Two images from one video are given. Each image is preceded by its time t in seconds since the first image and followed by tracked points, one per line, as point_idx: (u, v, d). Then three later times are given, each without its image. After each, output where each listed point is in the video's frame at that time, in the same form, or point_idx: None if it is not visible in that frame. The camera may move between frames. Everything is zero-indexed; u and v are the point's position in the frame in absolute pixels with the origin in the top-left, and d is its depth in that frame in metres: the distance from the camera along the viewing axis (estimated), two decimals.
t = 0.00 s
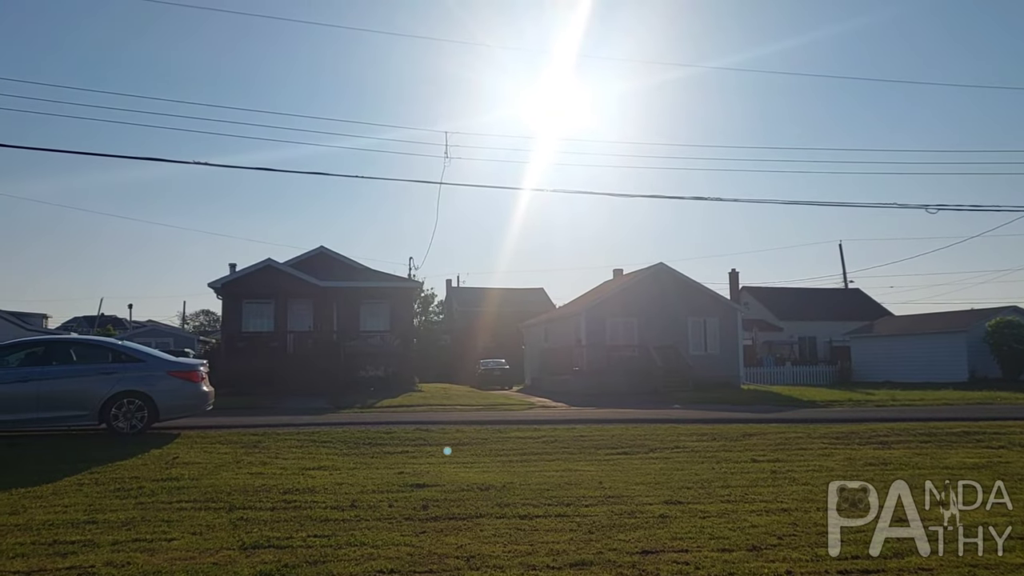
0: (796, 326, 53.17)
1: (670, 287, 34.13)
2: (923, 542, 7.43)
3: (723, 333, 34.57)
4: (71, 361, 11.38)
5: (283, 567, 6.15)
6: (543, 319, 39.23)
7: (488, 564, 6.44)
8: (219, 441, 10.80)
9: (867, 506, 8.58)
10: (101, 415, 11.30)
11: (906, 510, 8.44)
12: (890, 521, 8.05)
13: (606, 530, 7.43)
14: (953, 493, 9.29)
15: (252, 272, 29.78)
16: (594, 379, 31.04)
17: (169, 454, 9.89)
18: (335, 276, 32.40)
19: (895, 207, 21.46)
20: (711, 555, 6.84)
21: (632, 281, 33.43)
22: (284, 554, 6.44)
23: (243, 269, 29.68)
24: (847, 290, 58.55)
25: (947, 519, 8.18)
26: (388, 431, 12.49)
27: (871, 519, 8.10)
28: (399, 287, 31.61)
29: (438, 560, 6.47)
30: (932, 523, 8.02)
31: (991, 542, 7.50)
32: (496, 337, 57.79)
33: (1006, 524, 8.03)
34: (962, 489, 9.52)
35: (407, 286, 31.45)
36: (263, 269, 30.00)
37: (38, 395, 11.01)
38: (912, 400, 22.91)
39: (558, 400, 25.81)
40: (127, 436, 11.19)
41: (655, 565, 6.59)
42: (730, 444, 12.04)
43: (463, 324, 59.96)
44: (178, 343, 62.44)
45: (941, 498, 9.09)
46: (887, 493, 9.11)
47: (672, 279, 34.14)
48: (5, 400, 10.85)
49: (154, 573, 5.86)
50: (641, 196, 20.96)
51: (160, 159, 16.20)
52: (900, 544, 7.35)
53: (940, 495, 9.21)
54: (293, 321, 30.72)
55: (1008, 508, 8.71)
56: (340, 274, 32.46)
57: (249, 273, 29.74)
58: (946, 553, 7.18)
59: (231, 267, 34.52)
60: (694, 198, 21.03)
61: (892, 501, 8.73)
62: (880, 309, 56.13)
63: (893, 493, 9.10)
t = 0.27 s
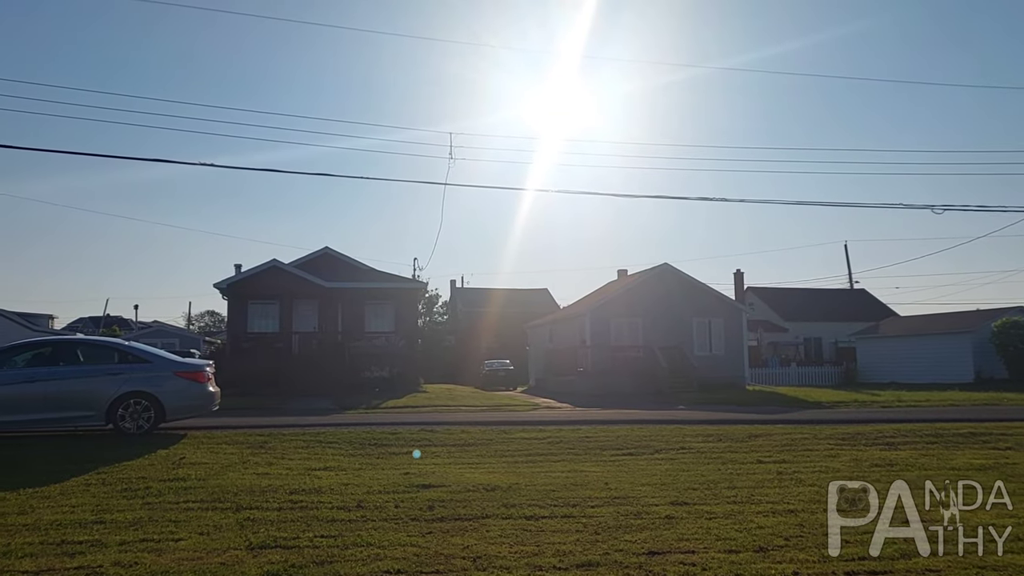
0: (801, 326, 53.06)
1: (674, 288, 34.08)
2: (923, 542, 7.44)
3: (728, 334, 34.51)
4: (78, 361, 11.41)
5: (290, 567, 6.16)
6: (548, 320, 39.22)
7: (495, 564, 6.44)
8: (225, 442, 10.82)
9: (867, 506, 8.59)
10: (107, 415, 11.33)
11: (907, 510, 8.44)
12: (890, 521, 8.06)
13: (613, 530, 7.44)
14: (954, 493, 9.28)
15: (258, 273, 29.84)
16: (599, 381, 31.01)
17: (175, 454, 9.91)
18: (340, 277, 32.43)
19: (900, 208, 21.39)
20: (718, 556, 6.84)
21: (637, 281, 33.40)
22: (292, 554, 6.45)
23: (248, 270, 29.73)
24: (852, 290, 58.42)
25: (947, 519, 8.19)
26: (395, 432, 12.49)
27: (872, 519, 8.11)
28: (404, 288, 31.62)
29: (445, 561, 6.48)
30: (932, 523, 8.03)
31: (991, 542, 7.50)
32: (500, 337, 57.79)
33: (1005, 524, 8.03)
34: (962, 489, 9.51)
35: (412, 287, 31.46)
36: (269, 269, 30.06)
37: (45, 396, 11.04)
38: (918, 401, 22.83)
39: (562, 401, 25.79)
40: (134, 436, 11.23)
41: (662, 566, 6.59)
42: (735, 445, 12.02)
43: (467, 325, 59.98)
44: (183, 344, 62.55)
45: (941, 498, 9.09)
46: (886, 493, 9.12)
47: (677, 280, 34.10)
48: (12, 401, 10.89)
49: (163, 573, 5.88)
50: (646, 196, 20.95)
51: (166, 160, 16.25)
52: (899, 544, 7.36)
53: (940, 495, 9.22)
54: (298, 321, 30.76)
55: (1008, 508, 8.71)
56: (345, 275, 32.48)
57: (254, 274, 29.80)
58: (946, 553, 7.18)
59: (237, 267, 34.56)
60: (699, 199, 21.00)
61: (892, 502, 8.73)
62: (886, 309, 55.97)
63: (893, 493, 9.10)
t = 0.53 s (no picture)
0: (819, 327, 52.72)
1: (690, 288, 33.95)
2: (923, 542, 7.38)
3: (744, 334, 34.35)
4: (99, 361, 11.55)
5: (309, 566, 6.20)
6: (563, 320, 39.21)
7: (512, 564, 6.45)
8: (244, 442, 10.91)
9: (868, 506, 8.54)
10: (128, 415, 11.45)
11: (907, 510, 8.39)
12: (890, 522, 8.01)
13: (630, 531, 7.43)
14: (954, 493, 9.22)
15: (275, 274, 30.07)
16: (615, 381, 30.98)
17: (195, 454, 10.00)
18: (356, 278, 32.56)
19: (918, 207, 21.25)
20: (736, 557, 6.81)
21: (652, 282, 33.33)
22: (311, 553, 6.49)
23: (266, 271, 29.96)
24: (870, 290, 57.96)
25: (948, 519, 8.13)
26: (413, 432, 12.52)
27: (873, 519, 8.06)
28: (419, 289, 31.69)
29: (462, 560, 6.50)
30: (933, 523, 7.97)
31: (991, 543, 7.45)
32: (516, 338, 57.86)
33: (1007, 524, 7.97)
34: (963, 489, 9.45)
35: (427, 287, 31.53)
36: (286, 270, 30.26)
37: (67, 396, 11.17)
38: (937, 402, 22.64)
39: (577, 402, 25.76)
40: (154, 436, 11.35)
41: (679, 566, 6.58)
42: (753, 446, 11.98)
43: (483, 326, 60.07)
44: (202, 344, 63.10)
45: (942, 498, 9.04)
46: (886, 493, 9.06)
47: (693, 280, 33.97)
48: (35, 400, 11.03)
49: (183, 572, 5.93)
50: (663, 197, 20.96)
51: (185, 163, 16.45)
52: (898, 544, 7.32)
53: (940, 494, 9.18)
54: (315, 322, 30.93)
55: (1009, 508, 8.64)
56: (361, 275, 32.61)
57: (271, 275, 30.03)
58: (946, 553, 7.13)
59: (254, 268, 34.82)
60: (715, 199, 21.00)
61: (893, 501, 8.68)
62: (905, 310, 55.51)
63: (893, 493, 9.05)
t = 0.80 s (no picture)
0: (850, 327, 52.04)
1: (718, 288, 33.67)
2: (924, 542, 7.37)
3: (773, 335, 34.03)
4: (133, 361, 11.74)
5: (339, 564, 6.25)
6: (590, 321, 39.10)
7: (541, 565, 6.46)
8: (274, 440, 11.02)
9: (868, 506, 8.54)
10: (161, 414, 11.62)
11: (905, 510, 8.39)
12: (890, 522, 8.01)
13: (658, 533, 7.39)
14: (953, 493, 9.22)
15: (304, 274, 30.35)
16: (642, 382, 30.84)
17: (227, 452, 10.12)
18: (384, 278, 32.74)
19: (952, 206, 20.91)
20: (766, 560, 6.76)
21: (679, 282, 33.11)
22: (341, 552, 6.55)
23: (295, 271, 30.25)
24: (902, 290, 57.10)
25: (948, 519, 8.13)
26: (442, 432, 12.56)
27: (873, 519, 8.05)
28: (446, 289, 31.78)
29: (491, 560, 6.51)
30: (933, 523, 7.97)
31: (992, 542, 7.44)
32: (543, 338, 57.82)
33: (1006, 524, 7.98)
34: (961, 490, 9.45)
35: (454, 287, 31.61)
36: (314, 271, 30.53)
37: (102, 395, 11.37)
38: (971, 403, 22.25)
39: (604, 402, 25.68)
40: (186, 434, 11.52)
41: (709, 568, 6.54)
42: (783, 448, 11.87)
43: (510, 326, 60.11)
44: (232, 345, 63.87)
45: (941, 498, 9.03)
46: (884, 493, 9.06)
47: (720, 280, 33.69)
48: (72, 400, 11.24)
49: (217, 568, 6.01)
50: (691, 197, 20.85)
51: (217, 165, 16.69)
52: (900, 544, 7.30)
53: (940, 494, 9.18)
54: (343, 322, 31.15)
55: (1009, 508, 8.63)
56: (388, 276, 32.79)
57: (300, 276, 30.32)
58: (947, 553, 7.12)
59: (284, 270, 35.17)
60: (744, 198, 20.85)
61: (891, 501, 8.67)
62: (938, 310, 54.60)
63: (892, 493, 9.03)
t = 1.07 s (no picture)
0: (889, 327, 51.12)
1: (753, 288, 33.29)
2: (924, 542, 7.34)
3: (810, 336, 33.58)
4: (173, 361, 11.97)
5: (376, 563, 6.31)
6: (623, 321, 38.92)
7: (577, 566, 6.46)
8: (311, 440, 11.15)
9: (868, 507, 8.50)
10: (201, 413, 11.83)
11: (905, 510, 8.35)
12: (890, 521, 7.97)
13: (691, 535, 7.35)
14: (953, 493, 9.15)
15: (338, 276, 30.67)
16: (676, 382, 30.61)
17: (265, 451, 10.27)
18: (417, 279, 32.92)
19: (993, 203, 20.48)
20: (804, 563, 6.69)
21: (714, 282, 32.81)
22: (377, 550, 6.61)
23: (329, 273, 30.57)
24: (943, 290, 55.96)
25: (947, 519, 8.10)
26: (477, 432, 12.62)
27: (873, 519, 8.02)
28: (479, 290, 31.86)
29: (526, 561, 6.53)
30: (933, 523, 7.93)
31: (991, 542, 7.41)
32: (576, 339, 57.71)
33: (1004, 524, 7.95)
34: (963, 489, 9.38)
35: (486, 288, 31.67)
36: (348, 272, 30.83)
37: (144, 394, 11.61)
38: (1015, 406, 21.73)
39: (638, 404, 25.54)
40: (225, 433, 11.72)
41: (747, 571, 6.49)
42: (820, 450, 11.71)
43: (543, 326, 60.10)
44: (269, 345, 64.70)
45: (941, 498, 8.98)
46: (884, 493, 9.01)
47: (755, 280, 33.31)
48: (114, 399, 11.49)
49: (257, 566, 6.11)
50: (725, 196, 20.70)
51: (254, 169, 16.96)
52: (900, 544, 7.26)
53: (940, 495, 9.13)
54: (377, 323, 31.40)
55: (1009, 509, 8.57)
56: (421, 277, 32.97)
57: (335, 277, 30.64)
58: (947, 553, 7.09)
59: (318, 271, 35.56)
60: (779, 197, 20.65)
61: (892, 502, 8.64)
62: (981, 310, 53.40)
63: (893, 493, 8.98)
